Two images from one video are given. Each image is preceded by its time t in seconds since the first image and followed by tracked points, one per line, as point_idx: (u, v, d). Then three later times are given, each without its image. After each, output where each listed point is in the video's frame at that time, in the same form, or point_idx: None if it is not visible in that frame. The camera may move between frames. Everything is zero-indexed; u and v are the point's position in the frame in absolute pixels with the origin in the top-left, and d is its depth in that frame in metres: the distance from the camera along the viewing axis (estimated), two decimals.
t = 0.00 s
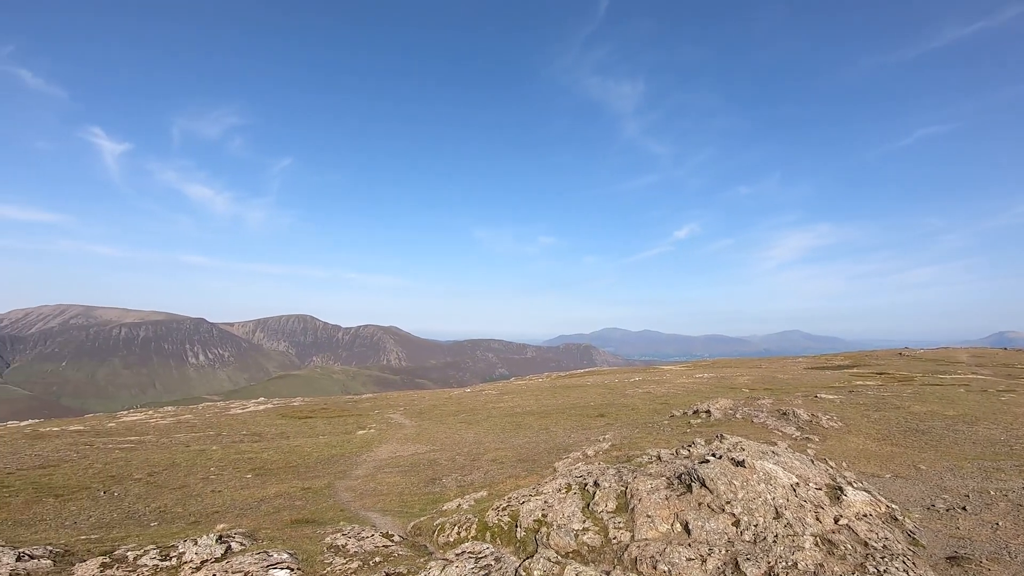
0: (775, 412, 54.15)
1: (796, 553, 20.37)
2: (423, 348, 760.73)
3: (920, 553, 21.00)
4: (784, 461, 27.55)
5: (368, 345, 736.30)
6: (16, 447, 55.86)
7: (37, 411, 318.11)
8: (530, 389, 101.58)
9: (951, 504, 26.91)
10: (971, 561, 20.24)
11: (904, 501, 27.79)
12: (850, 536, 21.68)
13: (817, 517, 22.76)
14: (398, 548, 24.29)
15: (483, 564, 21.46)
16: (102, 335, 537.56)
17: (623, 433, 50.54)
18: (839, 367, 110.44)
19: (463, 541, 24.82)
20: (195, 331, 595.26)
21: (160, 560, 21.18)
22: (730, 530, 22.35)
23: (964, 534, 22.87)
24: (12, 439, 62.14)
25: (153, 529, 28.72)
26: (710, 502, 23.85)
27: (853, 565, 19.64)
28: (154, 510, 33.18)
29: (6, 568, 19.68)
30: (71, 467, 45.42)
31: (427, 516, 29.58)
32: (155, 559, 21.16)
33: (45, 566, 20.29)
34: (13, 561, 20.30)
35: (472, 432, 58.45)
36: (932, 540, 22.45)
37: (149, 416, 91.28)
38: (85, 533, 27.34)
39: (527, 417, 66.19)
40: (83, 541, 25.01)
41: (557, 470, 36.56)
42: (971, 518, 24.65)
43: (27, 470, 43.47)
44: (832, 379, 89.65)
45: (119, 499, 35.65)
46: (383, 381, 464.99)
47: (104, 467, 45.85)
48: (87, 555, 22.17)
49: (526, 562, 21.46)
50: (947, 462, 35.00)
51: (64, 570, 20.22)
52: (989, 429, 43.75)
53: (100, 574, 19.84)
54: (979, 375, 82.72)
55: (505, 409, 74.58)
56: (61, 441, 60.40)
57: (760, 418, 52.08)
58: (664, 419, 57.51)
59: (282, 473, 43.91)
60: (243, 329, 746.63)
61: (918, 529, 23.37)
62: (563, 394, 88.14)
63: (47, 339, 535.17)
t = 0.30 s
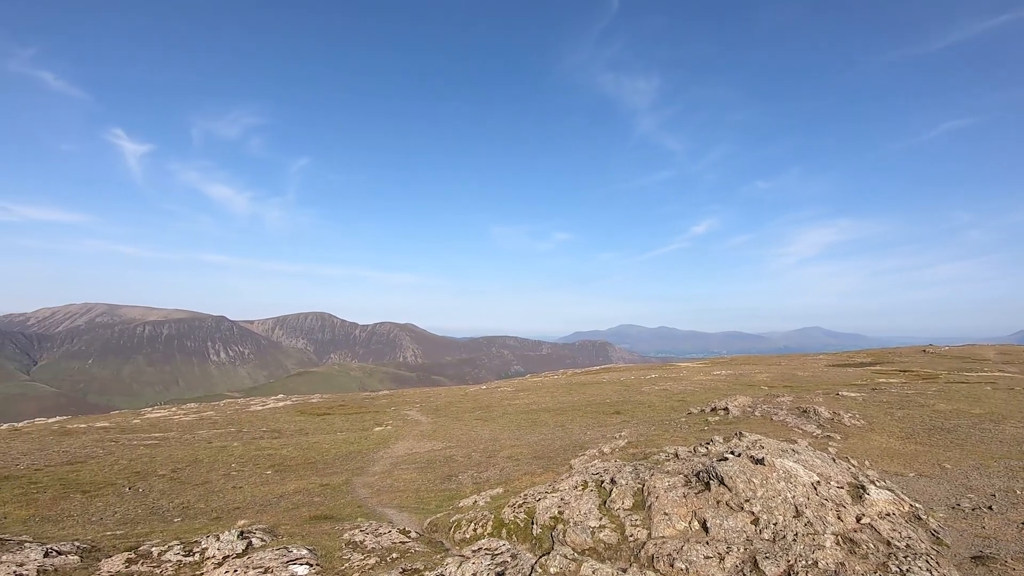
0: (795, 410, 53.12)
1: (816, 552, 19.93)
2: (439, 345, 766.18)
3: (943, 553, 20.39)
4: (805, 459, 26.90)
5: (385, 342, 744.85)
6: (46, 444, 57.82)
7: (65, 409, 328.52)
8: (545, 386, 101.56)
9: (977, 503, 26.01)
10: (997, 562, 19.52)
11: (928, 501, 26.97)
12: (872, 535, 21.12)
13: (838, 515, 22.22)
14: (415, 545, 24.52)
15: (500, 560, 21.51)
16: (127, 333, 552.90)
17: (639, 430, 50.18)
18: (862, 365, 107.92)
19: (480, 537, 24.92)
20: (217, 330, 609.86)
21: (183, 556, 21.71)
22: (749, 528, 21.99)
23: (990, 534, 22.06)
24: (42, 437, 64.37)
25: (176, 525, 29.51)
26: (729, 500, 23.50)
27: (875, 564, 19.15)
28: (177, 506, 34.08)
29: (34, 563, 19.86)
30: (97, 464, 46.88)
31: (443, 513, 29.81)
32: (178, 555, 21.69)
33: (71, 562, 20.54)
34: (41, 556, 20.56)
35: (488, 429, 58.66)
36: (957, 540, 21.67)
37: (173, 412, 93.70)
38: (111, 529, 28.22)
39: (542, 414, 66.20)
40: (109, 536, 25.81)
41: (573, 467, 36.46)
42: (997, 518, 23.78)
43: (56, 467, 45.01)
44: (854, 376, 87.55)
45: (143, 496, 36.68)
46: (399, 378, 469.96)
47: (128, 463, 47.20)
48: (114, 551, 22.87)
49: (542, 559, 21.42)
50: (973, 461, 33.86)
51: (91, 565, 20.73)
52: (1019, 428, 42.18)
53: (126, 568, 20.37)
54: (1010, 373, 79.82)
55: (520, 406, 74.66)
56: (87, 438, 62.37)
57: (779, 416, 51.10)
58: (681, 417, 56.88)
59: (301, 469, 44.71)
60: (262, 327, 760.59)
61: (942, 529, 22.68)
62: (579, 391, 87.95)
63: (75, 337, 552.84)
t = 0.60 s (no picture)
0: (818, 409, 51.84)
1: (839, 552, 19.39)
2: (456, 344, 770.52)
3: (971, 554, 19.60)
4: (828, 459, 26.18)
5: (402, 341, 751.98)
6: (77, 442, 59.78)
7: (95, 408, 338.97)
8: (563, 385, 101.22)
9: (1008, 504, 24.98)
10: None
11: (955, 501, 26.04)
12: (897, 535, 20.47)
13: (862, 515, 21.57)
14: (433, 542, 24.71)
15: (517, 558, 21.49)
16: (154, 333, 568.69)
17: (658, 430, 49.64)
18: (888, 364, 104.96)
19: (497, 536, 24.95)
20: (240, 329, 624.03)
21: (209, 552, 22.25)
22: (770, 527, 21.51)
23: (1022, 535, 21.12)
24: (73, 435, 66.61)
25: (201, 521, 30.25)
26: (749, 500, 23.05)
27: (900, 565, 18.54)
28: (202, 503, 34.95)
29: (66, 560, 20.58)
30: (125, 462, 48.30)
31: (461, 510, 29.94)
32: (205, 552, 22.26)
33: (102, 559, 21.17)
34: (73, 553, 21.26)
35: (505, 428, 58.72)
36: (986, 541, 20.79)
37: (197, 411, 96.06)
38: (140, 526, 29.06)
39: (560, 413, 65.95)
40: (137, 533, 26.58)
41: (591, 466, 36.25)
42: None
43: (86, 464, 46.51)
44: (880, 375, 85.10)
45: (169, 493, 37.70)
46: (417, 377, 474.00)
47: (156, 461, 48.58)
48: (143, 547, 23.59)
49: (559, 557, 21.34)
50: (1005, 461, 32.60)
51: (120, 561, 21.40)
52: None
53: (154, 565, 20.93)
54: None
55: (537, 405, 74.52)
56: (117, 436, 64.37)
57: (802, 415, 49.96)
58: (701, 416, 56.05)
59: (321, 467, 45.44)
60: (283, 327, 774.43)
61: (970, 529, 21.85)
62: (596, 390, 87.40)
63: (106, 337, 571.59)
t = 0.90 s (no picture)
0: (834, 408, 50.99)
1: (854, 552, 19.06)
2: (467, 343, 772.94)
3: (990, 553, 19.11)
4: (844, 458, 25.70)
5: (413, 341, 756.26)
6: (95, 441, 61.02)
7: (112, 408, 345.09)
8: (574, 384, 100.97)
9: None
10: None
11: (974, 501, 25.44)
12: (914, 535, 20.03)
13: (878, 515, 21.16)
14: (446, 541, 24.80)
15: (529, 557, 21.47)
16: (169, 334, 578.16)
17: (670, 428, 49.26)
18: (905, 362, 103.05)
19: (509, 534, 24.96)
20: (254, 330, 632.57)
21: (225, 551, 22.57)
22: (784, 527, 21.22)
23: None
24: (93, 434, 67.99)
25: (217, 520, 30.73)
26: (763, 499, 22.73)
27: (917, 564, 18.16)
28: (217, 502, 35.49)
29: (86, 558, 21.01)
30: (142, 461, 49.20)
31: (473, 509, 30.01)
32: (221, 550, 22.59)
33: (120, 558, 21.56)
34: (92, 552, 21.70)
35: (516, 427, 58.72)
36: (1006, 541, 20.23)
37: (212, 410, 97.55)
38: (157, 525, 29.59)
39: (571, 412, 65.77)
40: (155, 532, 27.05)
41: (603, 465, 36.08)
42: None
43: (105, 463, 47.45)
44: (897, 373, 83.55)
45: (186, 492, 38.33)
46: (428, 376, 476.43)
47: (173, 460, 49.39)
48: (161, 545, 24.02)
49: (571, 555, 21.28)
50: None
51: (139, 559, 21.80)
52: None
53: (171, 563, 21.27)
54: None
55: (548, 404, 74.40)
56: (135, 435, 65.60)
57: (817, 414, 49.20)
58: (713, 415, 55.48)
59: (334, 466, 45.85)
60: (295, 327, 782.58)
61: (990, 529, 21.31)
62: (608, 389, 87.00)
63: (124, 338, 583.06)
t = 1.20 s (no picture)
0: (845, 406, 50.43)
1: (864, 550, 18.85)
2: (474, 341, 774.88)
3: (1002, 552, 18.81)
4: (854, 456, 25.36)
5: (421, 339, 759.49)
6: (109, 440, 62.06)
7: (125, 407, 350.10)
8: (582, 382, 100.83)
9: None
10: None
11: (987, 500, 25.00)
12: (925, 533, 19.75)
13: (889, 513, 20.90)
14: (454, 538, 24.91)
15: (537, 554, 21.49)
16: (181, 333, 584.95)
17: (679, 427, 49.03)
18: (917, 359, 101.76)
19: (517, 532, 25.00)
20: (264, 329, 639.09)
21: (237, 548, 22.87)
22: (793, 525, 21.03)
23: None
24: (107, 432, 69.12)
25: (228, 518, 31.10)
26: (772, 497, 22.55)
27: (927, 563, 17.94)
28: (228, 500, 35.95)
29: (100, 555, 21.36)
30: (155, 459, 49.92)
31: (481, 507, 30.11)
32: (232, 547, 22.88)
33: (133, 555, 21.91)
34: (106, 549, 22.06)
35: (524, 425, 58.83)
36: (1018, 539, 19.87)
37: (224, 409, 98.75)
38: (169, 522, 30.03)
39: (579, 410, 65.72)
40: (167, 530, 27.44)
41: (611, 463, 36.01)
42: None
43: (118, 462, 48.26)
44: (910, 371, 82.39)
45: (198, 490, 38.84)
46: (436, 374, 478.41)
47: (185, 458, 50.08)
48: (173, 543, 24.37)
49: (579, 553, 21.25)
50: None
51: (151, 557, 22.11)
52: None
53: (184, 560, 21.58)
54: None
55: (556, 402, 74.39)
56: (148, 433, 66.56)
57: (827, 412, 48.72)
58: (722, 413, 55.15)
59: (344, 464, 46.23)
60: (304, 326, 788.35)
61: (1003, 527, 20.97)
62: (616, 387, 86.87)
63: (136, 337, 591.66)
